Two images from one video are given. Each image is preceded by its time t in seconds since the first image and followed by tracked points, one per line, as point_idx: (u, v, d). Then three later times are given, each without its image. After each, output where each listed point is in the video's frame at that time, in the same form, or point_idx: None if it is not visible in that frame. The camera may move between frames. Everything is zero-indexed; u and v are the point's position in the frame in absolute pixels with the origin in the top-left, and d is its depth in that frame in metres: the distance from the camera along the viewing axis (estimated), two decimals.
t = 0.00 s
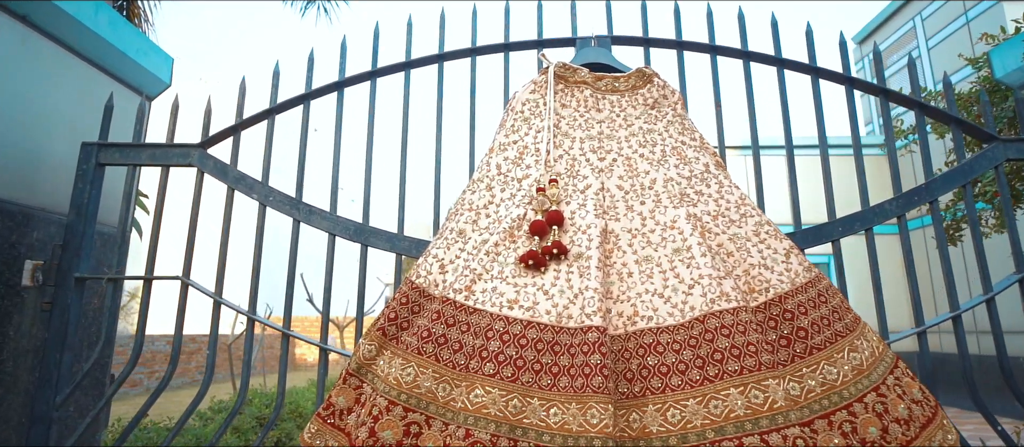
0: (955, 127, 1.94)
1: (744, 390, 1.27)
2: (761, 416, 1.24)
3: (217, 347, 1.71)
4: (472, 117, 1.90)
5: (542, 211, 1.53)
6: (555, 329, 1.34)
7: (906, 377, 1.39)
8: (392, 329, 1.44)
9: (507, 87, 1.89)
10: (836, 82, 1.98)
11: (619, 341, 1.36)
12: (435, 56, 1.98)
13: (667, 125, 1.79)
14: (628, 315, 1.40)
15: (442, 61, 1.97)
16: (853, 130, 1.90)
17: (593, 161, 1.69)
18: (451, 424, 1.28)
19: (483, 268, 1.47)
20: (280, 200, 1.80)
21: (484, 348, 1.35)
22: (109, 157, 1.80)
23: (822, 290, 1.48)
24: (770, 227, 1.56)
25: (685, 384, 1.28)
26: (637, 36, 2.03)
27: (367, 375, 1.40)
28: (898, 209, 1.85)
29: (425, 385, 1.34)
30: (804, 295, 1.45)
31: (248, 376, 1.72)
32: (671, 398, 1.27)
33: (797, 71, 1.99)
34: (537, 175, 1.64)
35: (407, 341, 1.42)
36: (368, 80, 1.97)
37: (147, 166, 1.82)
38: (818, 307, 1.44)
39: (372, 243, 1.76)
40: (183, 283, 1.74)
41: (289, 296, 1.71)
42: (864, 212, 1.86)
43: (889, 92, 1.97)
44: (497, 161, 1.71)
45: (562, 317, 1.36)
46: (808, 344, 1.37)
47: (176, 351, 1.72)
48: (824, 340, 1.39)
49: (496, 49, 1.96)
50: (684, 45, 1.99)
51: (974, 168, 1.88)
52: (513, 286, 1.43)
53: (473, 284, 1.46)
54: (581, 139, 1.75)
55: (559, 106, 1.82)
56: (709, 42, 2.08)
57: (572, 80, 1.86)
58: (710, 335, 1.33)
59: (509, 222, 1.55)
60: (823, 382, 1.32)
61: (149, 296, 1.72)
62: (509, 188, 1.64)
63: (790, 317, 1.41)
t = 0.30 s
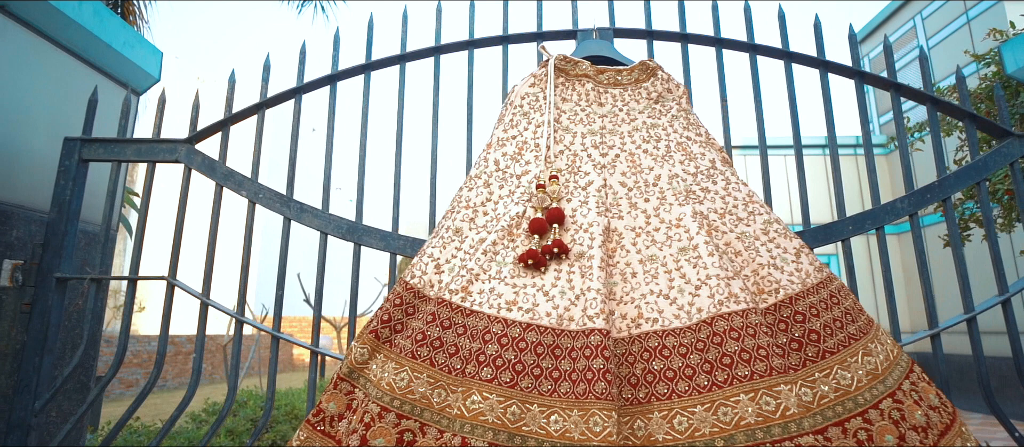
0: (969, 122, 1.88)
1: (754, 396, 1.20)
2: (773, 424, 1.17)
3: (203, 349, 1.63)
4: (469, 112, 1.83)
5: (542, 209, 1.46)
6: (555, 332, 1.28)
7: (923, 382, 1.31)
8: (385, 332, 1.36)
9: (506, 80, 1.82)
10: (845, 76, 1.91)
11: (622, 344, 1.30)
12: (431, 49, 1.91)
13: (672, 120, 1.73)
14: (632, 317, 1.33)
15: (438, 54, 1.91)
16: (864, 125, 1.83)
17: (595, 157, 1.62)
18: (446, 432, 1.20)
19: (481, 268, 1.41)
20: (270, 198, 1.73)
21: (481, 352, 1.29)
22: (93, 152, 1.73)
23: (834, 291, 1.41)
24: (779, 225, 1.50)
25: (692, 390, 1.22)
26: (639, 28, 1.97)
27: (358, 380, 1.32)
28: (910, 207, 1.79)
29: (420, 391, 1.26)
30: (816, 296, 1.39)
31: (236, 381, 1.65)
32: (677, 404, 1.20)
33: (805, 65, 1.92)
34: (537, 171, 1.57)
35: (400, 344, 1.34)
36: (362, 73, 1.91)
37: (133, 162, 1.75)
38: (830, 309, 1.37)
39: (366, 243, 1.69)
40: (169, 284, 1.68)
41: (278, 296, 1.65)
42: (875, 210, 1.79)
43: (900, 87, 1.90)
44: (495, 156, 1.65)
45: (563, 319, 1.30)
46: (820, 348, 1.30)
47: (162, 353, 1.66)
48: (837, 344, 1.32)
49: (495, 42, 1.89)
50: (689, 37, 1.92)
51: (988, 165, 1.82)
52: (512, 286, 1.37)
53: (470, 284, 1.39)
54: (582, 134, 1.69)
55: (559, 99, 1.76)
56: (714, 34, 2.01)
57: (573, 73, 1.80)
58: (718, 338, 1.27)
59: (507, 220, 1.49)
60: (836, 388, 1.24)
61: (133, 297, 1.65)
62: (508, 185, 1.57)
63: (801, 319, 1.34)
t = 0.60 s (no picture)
0: (980, 118, 1.83)
1: (764, 402, 1.14)
2: (781, 431, 1.11)
3: (191, 350, 1.58)
4: (467, 108, 1.78)
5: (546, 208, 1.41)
6: (555, 335, 1.23)
7: (936, 387, 1.24)
8: (379, 334, 1.31)
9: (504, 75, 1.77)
10: (852, 71, 1.86)
11: (625, 346, 1.25)
12: (428, 43, 1.86)
13: (674, 116, 1.68)
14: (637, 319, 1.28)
15: (434, 48, 1.86)
16: (871, 122, 1.78)
17: (596, 154, 1.57)
18: (442, 439, 1.15)
19: (478, 268, 1.36)
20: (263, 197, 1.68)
21: (477, 355, 1.23)
22: (78, 148, 1.68)
23: (844, 292, 1.35)
24: (786, 224, 1.44)
25: (697, 395, 1.16)
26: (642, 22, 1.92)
27: (351, 384, 1.27)
28: (920, 206, 1.74)
29: (414, 396, 1.21)
30: (825, 297, 1.33)
31: (225, 384, 1.60)
32: (682, 410, 1.15)
33: (811, 59, 1.87)
34: (537, 168, 1.53)
35: (394, 347, 1.29)
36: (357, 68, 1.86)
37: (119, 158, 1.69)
38: (840, 311, 1.31)
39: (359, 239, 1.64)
40: (157, 285, 1.62)
41: (269, 296, 1.59)
42: (883, 208, 1.74)
43: (908, 82, 1.85)
44: (493, 153, 1.60)
45: (563, 321, 1.25)
46: (830, 351, 1.24)
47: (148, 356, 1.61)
48: (847, 347, 1.25)
49: (493, 35, 1.84)
50: (692, 31, 1.87)
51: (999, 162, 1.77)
52: (510, 287, 1.32)
53: (467, 285, 1.34)
54: (583, 129, 1.63)
55: (559, 94, 1.71)
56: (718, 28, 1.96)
57: (573, 67, 1.75)
58: (725, 341, 1.21)
59: (505, 218, 1.44)
60: (848, 392, 1.18)
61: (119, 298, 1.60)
62: (506, 182, 1.52)
63: (811, 321, 1.28)
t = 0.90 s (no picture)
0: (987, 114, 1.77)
1: (770, 406, 1.11)
2: (788, 436, 1.07)
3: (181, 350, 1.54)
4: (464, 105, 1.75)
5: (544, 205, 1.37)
6: (555, 336, 1.20)
7: (944, 390, 1.20)
8: (373, 335, 1.27)
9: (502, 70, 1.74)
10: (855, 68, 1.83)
11: (625, 348, 1.22)
12: (424, 39, 1.82)
13: (675, 113, 1.64)
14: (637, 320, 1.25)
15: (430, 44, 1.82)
16: (873, 120, 1.74)
17: (596, 150, 1.54)
18: (436, 443, 1.11)
19: (474, 268, 1.32)
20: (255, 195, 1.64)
21: (474, 357, 1.20)
22: (66, 146, 1.65)
23: (849, 292, 1.32)
24: (790, 222, 1.41)
25: (701, 399, 1.13)
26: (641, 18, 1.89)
27: (344, 386, 1.22)
28: (924, 204, 1.70)
29: (409, 399, 1.17)
30: (831, 297, 1.29)
31: (215, 386, 1.56)
32: (685, 414, 1.11)
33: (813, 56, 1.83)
34: (535, 165, 1.49)
35: (389, 348, 1.25)
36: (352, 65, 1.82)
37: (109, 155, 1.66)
38: (845, 311, 1.27)
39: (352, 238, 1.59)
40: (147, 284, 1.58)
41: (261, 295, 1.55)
42: (886, 207, 1.71)
43: (913, 78, 1.80)
44: (490, 150, 1.56)
45: (562, 322, 1.22)
46: (837, 352, 1.20)
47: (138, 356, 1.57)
48: (854, 348, 1.21)
49: (491, 31, 1.80)
50: (693, 27, 1.84)
51: (1005, 159, 1.69)
52: (508, 287, 1.28)
53: (463, 285, 1.30)
54: (582, 126, 1.60)
55: (558, 91, 1.67)
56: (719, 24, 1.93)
57: (572, 63, 1.72)
58: (730, 342, 1.18)
59: (503, 216, 1.40)
60: (855, 395, 1.14)
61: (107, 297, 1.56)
62: (504, 179, 1.49)
63: (816, 322, 1.24)
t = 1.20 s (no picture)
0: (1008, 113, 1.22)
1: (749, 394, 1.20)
2: (769, 423, 1.17)
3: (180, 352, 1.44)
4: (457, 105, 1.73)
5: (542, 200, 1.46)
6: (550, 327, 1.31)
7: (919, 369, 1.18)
8: (379, 326, 1.36)
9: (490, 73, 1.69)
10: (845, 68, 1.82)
11: (616, 339, 1.36)
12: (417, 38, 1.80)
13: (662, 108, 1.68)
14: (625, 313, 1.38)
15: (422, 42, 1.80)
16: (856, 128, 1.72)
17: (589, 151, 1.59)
18: (438, 429, 1.22)
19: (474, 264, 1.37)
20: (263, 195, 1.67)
21: (474, 347, 1.31)
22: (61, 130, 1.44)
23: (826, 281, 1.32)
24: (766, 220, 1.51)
25: (688, 386, 1.28)
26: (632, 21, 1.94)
27: (352, 374, 1.32)
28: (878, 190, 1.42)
29: (413, 386, 1.27)
30: (808, 290, 1.31)
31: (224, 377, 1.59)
32: (673, 401, 1.27)
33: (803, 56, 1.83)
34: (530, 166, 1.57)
35: (394, 338, 1.35)
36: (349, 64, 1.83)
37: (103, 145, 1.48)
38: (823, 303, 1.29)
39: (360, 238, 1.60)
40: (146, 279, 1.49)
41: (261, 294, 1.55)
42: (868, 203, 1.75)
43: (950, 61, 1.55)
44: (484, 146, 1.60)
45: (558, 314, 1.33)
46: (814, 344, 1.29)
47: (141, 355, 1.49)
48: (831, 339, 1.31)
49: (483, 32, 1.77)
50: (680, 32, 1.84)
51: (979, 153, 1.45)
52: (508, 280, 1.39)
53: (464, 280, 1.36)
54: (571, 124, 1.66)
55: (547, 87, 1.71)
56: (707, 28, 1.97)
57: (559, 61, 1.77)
58: (714, 334, 1.33)
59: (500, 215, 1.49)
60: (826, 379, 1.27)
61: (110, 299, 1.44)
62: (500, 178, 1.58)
63: (794, 314, 1.31)
